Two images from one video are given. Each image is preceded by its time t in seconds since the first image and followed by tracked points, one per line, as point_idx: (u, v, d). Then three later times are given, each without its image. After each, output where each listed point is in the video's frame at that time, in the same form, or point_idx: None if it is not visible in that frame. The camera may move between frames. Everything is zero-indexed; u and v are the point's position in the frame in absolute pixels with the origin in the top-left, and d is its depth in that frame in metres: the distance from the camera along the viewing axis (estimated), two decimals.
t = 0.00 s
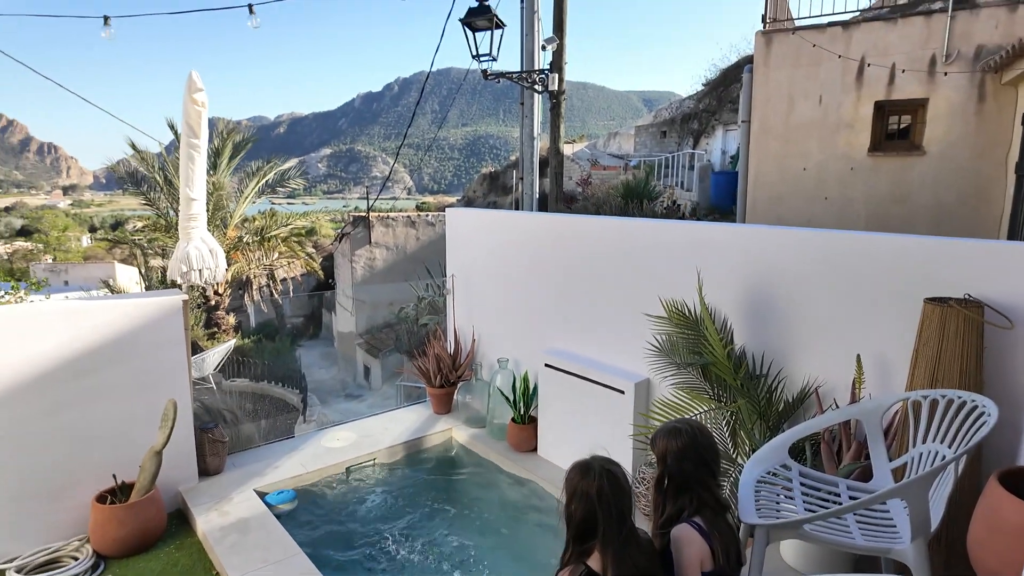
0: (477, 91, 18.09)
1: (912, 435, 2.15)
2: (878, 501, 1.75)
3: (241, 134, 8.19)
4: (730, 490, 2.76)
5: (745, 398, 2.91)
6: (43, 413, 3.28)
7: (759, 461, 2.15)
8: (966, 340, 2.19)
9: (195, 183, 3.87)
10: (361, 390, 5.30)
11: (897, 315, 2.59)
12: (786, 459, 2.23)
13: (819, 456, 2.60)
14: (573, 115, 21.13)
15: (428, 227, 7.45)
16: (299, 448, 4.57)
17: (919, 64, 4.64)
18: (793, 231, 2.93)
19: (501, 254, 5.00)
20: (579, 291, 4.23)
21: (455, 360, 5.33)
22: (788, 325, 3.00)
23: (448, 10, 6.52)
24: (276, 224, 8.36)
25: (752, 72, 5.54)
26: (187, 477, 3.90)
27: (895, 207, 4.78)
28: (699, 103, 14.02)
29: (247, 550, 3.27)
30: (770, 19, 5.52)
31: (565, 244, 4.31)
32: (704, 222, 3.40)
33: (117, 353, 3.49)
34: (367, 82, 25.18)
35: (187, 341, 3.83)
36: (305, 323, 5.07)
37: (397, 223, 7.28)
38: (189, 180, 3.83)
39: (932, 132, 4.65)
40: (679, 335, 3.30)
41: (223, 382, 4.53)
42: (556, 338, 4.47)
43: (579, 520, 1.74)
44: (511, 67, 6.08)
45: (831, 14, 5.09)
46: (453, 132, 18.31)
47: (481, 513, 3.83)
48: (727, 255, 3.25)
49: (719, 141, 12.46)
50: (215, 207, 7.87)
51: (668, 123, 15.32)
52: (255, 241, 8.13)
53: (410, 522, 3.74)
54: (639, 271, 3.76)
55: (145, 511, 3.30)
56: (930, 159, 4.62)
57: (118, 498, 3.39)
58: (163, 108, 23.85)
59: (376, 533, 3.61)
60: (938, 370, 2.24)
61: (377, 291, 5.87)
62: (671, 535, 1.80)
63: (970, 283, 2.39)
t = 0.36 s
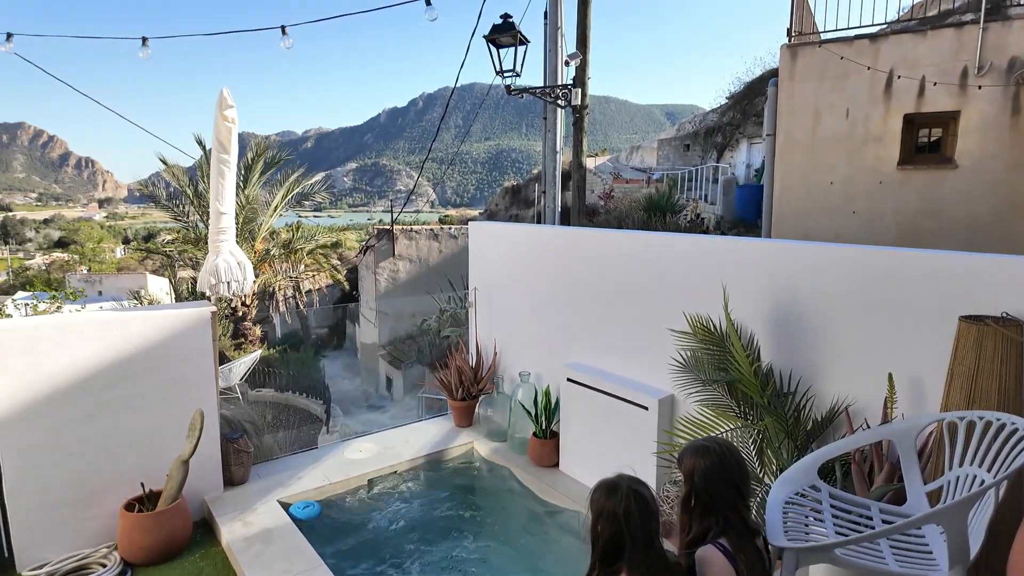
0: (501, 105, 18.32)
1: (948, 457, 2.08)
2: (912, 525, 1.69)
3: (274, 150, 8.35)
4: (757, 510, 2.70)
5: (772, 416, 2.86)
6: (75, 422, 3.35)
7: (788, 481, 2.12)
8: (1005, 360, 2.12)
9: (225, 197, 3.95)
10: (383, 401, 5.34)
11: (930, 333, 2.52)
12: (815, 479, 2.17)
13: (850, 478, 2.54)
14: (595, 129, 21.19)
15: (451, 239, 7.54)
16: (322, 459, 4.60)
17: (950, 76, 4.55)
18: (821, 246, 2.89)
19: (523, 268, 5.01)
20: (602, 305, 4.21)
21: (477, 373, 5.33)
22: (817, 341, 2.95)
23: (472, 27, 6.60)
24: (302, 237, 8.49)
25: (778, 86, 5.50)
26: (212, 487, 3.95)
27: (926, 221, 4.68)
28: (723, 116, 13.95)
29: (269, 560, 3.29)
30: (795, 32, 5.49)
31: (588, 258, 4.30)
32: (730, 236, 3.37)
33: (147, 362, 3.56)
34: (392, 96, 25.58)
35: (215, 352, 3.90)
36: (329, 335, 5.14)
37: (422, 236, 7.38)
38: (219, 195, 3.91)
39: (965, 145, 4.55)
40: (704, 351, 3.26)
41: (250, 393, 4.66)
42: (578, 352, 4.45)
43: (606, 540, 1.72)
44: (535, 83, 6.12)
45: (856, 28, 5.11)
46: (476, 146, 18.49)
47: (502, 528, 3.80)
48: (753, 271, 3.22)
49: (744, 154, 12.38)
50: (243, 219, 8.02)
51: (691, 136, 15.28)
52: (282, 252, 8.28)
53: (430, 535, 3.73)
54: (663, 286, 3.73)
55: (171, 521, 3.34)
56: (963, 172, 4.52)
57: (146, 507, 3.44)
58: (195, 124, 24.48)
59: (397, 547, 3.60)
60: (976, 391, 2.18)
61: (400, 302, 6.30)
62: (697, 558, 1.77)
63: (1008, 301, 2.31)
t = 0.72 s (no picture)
0: (524, 117, 18.43)
1: (987, 478, 2.01)
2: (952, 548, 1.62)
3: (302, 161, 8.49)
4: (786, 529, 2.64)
5: (802, 432, 2.80)
6: (107, 428, 3.42)
7: (819, 499, 2.05)
8: None
9: (254, 208, 4.02)
10: (404, 410, 5.37)
11: (968, 349, 2.44)
12: (848, 498, 2.11)
13: (884, 497, 2.47)
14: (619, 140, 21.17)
15: (474, 250, 7.58)
16: (345, 468, 4.62)
17: (985, 86, 4.44)
18: (853, 259, 2.83)
19: (547, 280, 5.00)
20: (627, 316, 4.17)
21: (499, 384, 5.32)
22: (848, 357, 2.89)
23: (496, 40, 6.66)
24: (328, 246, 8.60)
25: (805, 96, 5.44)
26: (238, 494, 3.99)
27: (960, 233, 4.56)
28: (749, 126, 13.83)
29: (293, 569, 3.31)
30: (823, 42, 5.42)
31: (613, 270, 4.28)
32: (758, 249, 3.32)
33: (177, 370, 3.62)
34: (417, 109, 25.88)
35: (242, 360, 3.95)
36: (352, 343, 5.27)
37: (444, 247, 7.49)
38: (248, 207, 3.99)
39: (1001, 156, 4.43)
40: (731, 365, 3.21)
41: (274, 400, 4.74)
42: (602, 365, 4.42)
43: (633, 553, 1.69)
44: (558, 94, 6.14)
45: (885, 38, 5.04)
46: (498, 157, 18.60)
47: (524, 541, 3.76)
48: (782, 284, 3.16)
49: (769, 165, 12.24)
50: (272, 229, 8.16)
51: (716, 146, 15.17)
52: (308, 262, 8.40)
53: (453, 547, 3.71)
54: (689, 298, 3.70)
55: (197, 527, 3.38)
56: (999, 183, 4.41)
57: (173, 513, 3.49)
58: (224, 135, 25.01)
59: (419, 558, 3.59)
60: (1018, 408, 2.10)
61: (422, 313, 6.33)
62: None
63: None
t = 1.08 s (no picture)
0: (544, 127, 18.51)
1: None
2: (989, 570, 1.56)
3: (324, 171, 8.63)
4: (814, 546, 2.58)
5: (829, 447, 2.74)
6: (134, 434, 3.48)
7: (846, 516, 2.01)
8: None
9: (280, 218, 4.09)
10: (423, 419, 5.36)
11: (1001, 362, 2.37)
12: (877, 515, 2.06)
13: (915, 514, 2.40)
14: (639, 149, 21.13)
15: (493, 259, 7.63)
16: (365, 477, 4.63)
17: (1016, 93, 4.35)
18: (880, 270, 2.78)
19: (568, 289, 4.99)
20: (648, 327, 4.15)
21: (519, 394, 5.31)
22: (876, 370, 2.83)
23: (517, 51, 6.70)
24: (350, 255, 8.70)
25: (829, 104, 5.38)
26: (260, 501, 4.02)
27: (992, 243, 4.45)
28: (771, 135, 13.73)
29: None
30: (848, 50, 5.37)
31: (634, 280, 4.26)
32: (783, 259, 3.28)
33: (202, 377, 3.68)
34: (437, 119, 26.13)
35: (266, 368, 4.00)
36: (371, 351, 5.48)
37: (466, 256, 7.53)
38: (274, 216, 4.05)
39: None
40: (755, 377, 3.17)
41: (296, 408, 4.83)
42: (623, 375, 4.39)
43: (655, 572, 1.66)
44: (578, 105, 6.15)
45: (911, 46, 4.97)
46: (518, 167, 18.70)
47: (544, 553, 3.73)
48: (807, 295, 3.12)
49: (792, 174, 12.12)
50: (295, 239, 8.30)
51: (738, 156, 15.06)
52: (330, 271, 8.52)
53: (472, 558, 3.69)
54: (712, 309, 3.66)
55: (220, 533, 3.41)
56: None
57: (197, 519, 3.53)
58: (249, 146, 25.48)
59: (438, 568, 3.58)
60: None
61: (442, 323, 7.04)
62: None
63: None
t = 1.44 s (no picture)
0: (563, 135, 18.54)
1: None
2: None
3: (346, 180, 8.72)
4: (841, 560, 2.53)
5: (857, 459, 2.69)
6: (159, 439, 3.53)
7: (875, 531, 1.95)
8: None
9: (303, 226, 4.14)
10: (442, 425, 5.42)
11: None
12: (909, 531, 2.00)
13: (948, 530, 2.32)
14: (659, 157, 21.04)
15: (512, 266, 7.63)
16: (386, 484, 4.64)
17: None
18: (909, 279, 2.72)
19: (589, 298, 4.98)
20: (671, 336, 4.11)
21: (538, 402, 5.29)
22: (906, 381, 2.77)
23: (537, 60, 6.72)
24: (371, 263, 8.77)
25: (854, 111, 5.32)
26: (282, 506, 4.05)
27: None
28: (794, 142, 13.58)
29: None
30: (873, 56, 5.30)
31: (656, 288, 4.24)
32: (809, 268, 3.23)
33: (227, 382, 3.72)
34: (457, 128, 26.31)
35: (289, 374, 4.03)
36: (392, 357, 5.45)
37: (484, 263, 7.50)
38: (298, 224, 4.10)
39: None
40: (781, 387, 3.12)
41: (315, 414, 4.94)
42: (645, 384, 4.35)
43: None
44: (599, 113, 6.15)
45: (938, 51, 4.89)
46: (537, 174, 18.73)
47: (563, 563, 3.70)
48: (834, 304, 3.07)
49: (815, 181, 11.96)
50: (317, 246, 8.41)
51: (760, 163, 14.90)
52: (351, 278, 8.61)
53: (491, 567, 3.68)
54: (735, 317, 3.62)
55: (242, 538, 3.44)
56: None
57: (220, 523, 3.56)
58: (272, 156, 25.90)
59: None
60: None
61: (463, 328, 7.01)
62: None
63: None
